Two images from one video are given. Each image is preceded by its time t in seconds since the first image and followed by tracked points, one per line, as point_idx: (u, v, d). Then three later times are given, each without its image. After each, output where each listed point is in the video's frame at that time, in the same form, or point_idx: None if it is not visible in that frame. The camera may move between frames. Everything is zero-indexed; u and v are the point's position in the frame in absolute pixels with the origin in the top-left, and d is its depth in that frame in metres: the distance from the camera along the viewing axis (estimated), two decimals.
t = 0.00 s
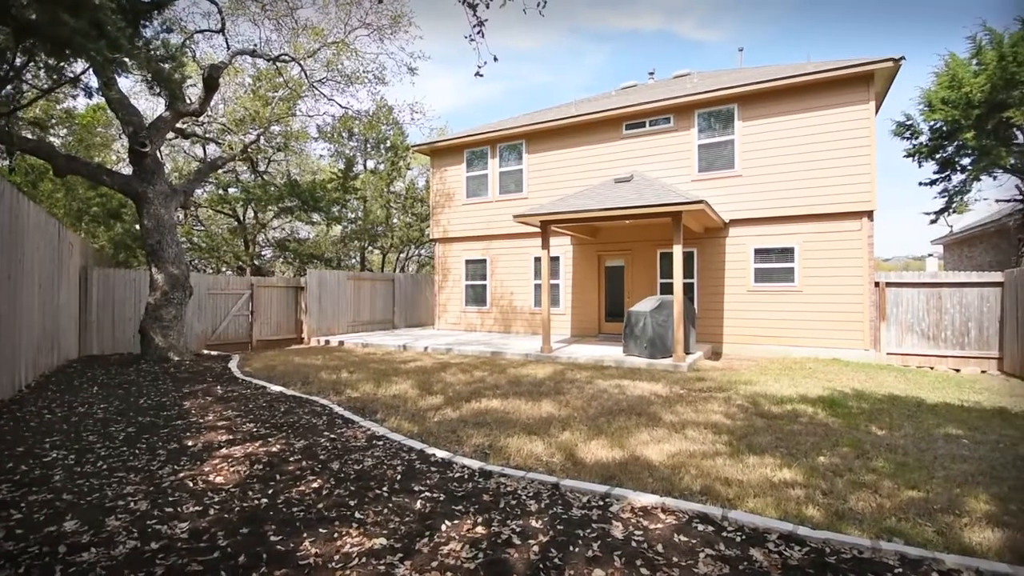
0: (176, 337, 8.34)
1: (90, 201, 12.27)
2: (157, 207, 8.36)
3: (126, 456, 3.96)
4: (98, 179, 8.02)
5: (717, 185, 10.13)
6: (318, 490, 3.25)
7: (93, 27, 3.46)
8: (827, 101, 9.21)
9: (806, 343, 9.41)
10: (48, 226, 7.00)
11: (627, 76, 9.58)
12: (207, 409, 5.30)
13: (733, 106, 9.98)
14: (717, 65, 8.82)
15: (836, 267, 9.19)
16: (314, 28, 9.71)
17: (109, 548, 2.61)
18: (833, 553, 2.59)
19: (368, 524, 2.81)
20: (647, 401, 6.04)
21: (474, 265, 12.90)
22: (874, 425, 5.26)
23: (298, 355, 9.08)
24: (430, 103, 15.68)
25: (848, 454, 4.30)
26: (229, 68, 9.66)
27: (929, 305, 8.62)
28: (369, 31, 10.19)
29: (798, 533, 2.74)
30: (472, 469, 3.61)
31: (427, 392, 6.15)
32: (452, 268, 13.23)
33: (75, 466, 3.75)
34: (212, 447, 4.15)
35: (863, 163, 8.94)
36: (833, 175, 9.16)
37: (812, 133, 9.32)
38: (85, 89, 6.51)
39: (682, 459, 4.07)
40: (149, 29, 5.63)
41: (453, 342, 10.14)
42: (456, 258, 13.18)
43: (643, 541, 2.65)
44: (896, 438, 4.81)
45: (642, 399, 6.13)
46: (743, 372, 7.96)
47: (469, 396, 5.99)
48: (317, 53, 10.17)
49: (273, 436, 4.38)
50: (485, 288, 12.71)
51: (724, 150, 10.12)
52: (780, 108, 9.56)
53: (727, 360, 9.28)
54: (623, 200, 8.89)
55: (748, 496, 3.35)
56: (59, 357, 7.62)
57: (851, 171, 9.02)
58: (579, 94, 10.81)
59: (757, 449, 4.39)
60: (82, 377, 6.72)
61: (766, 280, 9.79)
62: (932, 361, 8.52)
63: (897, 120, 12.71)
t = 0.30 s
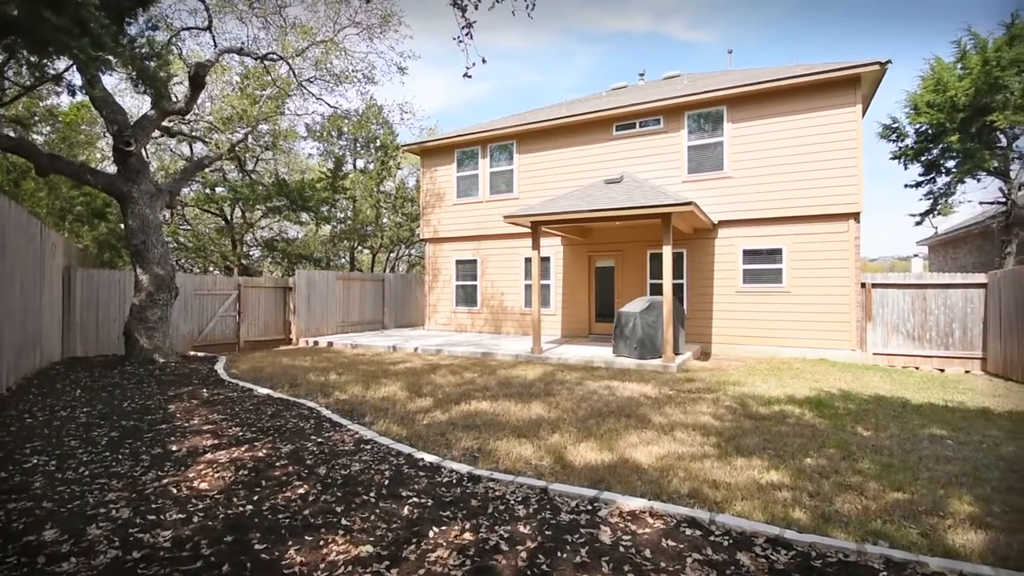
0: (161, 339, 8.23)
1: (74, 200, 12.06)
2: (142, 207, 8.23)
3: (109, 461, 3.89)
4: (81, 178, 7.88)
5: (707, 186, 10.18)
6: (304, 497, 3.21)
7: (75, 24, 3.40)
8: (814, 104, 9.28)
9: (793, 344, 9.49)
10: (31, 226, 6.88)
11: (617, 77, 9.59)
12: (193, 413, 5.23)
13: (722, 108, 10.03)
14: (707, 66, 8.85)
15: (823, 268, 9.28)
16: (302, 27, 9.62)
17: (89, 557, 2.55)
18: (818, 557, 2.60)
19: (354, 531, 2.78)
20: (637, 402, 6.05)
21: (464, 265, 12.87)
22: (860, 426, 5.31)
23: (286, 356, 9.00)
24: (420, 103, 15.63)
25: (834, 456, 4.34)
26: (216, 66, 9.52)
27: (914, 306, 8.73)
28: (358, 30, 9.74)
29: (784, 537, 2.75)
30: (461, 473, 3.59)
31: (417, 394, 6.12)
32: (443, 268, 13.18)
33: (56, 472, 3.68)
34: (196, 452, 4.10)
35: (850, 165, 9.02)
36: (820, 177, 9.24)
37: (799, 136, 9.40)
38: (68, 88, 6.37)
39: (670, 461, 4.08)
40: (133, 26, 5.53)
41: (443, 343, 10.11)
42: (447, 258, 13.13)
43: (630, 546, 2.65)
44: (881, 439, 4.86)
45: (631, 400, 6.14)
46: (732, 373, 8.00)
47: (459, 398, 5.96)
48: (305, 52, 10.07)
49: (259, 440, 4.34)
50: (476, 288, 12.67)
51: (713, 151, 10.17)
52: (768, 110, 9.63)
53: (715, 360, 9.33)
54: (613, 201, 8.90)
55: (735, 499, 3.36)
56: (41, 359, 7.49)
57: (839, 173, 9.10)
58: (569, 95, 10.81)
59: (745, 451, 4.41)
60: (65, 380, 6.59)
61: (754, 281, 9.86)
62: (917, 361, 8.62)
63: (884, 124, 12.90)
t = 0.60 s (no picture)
0: (146, 340, 8.12)
1: (56, 199, 11.82)
2: (126, 207, 8.11)
3: (90, 468, 3.82)
4: (63, 177, 7.73)
5: (696, 187, 10.23)
6: (289, 504, 3.18)
7: (56, 22, 3.34)
8: (802, 107, 9.35)
9: (781, 344, 9.56)
10: (12, 226, 6.76)
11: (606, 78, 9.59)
12: (177, 417, 5.16)
13: (710, 110, 10.09)
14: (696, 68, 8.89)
15: (811, 269, 9.36)
16: (290, 25, 9.53)
17: (68, 568, 2.50)
18: (804, 561, 2.62)
19: (340, 539, 2.75)
20: (626, 404, 6.06)
21: (454, 266, 12.83)
22: (846, 426, 5.36)
23: (273, 358, 8.91)
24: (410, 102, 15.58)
25: (820, 457, 4.37)
26: (202, 64, 9.38)
27: (899, 307, 8.84)
28: (347, 29, 9.64)
29: (770, 541, 2.77)
30: (449, 478, 3.57)
31: (406, 396, 6.08)
32: (433, 269, 13.12)
33: (35, 479, 3.60)
34: (180, 458, 4.04)
35: (836, 168, 9.10)
36: (807, 179, 9.32)
37: (787, 139, 9.48)
38: (49, 87, 6.25)
39: (659, 464, 4.09)
40: (116, 23, 5.43)
41: (433, 344, 10.07)
42: (437, 258, 13.08)
43: (618, 552, 2.65)
44: (867, 440, 4.91)
45: (621, 402, 6.15)
46: (720, 374, 8.04)
47: (448, 400, 5.93)
48: (293, 50, 9.99)
49: (245, 445, 4.29)
50: (466, 289, 12.64)
51: (702, 153, 10.22)
52: (756, 112, 9.70)
53: (704, 361, 9.37)
54: (602, 202, 8.91)
55: (723, 502, 3.38)
56: (23, 361, 7.37)
57: (825, 175, 9.18)
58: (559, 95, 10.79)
59: (733, 453, 4.44)
60: (46, 383, 6.46)
61: (742, 282, 9.93)
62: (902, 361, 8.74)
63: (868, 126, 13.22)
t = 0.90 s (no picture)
0: (130, 343, 8.01)
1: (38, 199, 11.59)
2: (110, 207, 7.99)
3: (71, 475, 3.75)
4: (44, 176, 7.59)
5: (685, 189, 10.28)
6: (274, 512, 3.15)
7: (38, 21, 3.29)
8: (789, 110, 9.43)
9: (769, 345, 9.63)
10: None
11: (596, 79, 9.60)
12: (161, 422, 5.09)
13: (699, 112, 10.14)
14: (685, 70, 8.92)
15: (798, 271, 9.44)
16: (278, 23, 9.44)
17: None
18: (790, 566, 2.63)
19: (326, 547, 2.73)
20: (615, 406, 6.07)
21: (444, 266, 12.79)
22: (832, 428, 5.41)
23: (261, 360, 8.81)
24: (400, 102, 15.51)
25: (806, 460, 4.41)
26: (188, 62, 9.24)
27: (885, 309, 8.95)
28: (336, 28, 9.62)
29: (757, 545, 2.78)
30: (436, 483, 3.55)
31: (394, 399, 6.04)
32: (422, 269, 13.07)
33: (13, 487, 3.53)
34: (164, 464, 3.99)
35: (822, 170, 9.19)
36: (794, 181, 9.40)
37: (774, 142, 9.55)
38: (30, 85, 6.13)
39: (647, 467, 4.10)
40: (99, 20, 5.34)
41: (422, 345, 10.03)
42: (426, 259, 13.02)
43: (605, 558, 2.65)
44: (853, 441, 4.96)
45: (610, 404, 6.16)
46: (708, 375, 8.09)
47: (437, 403, 5.90)
48: (281, 48, 9.91)
49: (230, 450, 4.25)
50: (456, 289, 12.61)
51: (690, 154, 10.27)
52: (744, 114, 9.76)
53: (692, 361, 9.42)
54: (592, 203, 8.92)
55: (710, 506, 3.39)
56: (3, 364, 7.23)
57: (812, 177, 9.26)
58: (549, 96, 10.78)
59: (720, 455, 4.47)
60: (26, 386, 6.34)
61: (731, 283, 10.00)
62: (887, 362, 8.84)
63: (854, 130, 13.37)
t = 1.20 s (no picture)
0: (113, 345, 7.88)
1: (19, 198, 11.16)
2: (93, 207, 7.85)
3: (51, 482, 3.68)
4: (25, 175, 7.44)
5: (674, 191, 10.33)
6: (259, 520, 3.11)
7: (17, 19, 3.22)
8: (775, 113, 9.52)
9: (757, 345, 9.70)
10: None
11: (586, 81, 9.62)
12: (145, 427, 5.02)
13: (688, 115, 10.19)
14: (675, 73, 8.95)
15: (785, 272, 9.53)
16: (265, 22, 9.34)
17: None
18: (775, 571, 2.65)
19: (311, 556, 2.70)
20: (604, 408, 6.08)
21: (433, 267, 12.75)
22: (818, 429, 5.47)
23: (247, 362, 8.72)
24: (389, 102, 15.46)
25: (792, 462, 4.44)
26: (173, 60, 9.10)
27: (870, 310, 9.06)
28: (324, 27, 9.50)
29: (743, 551, 2.80)
30: (423, 489, 3.53)
31: (383, 402, 6.00)
32: (412, 270, 13.01)
33: None
34: (147, 471, 3.94)
35: (809, 173, 9.27)
36: (781, 184, 9.48)
37: (761, 144, 9.63)
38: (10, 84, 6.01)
39: (634, 471, 4.11)
40: (81, 17, 5.25)
41: (411, 347, 9.99)
42: (416, 259, 12.96)
43: (592, 565, 2.65)
44: (838, 443, 5.01)
45: (598, 406, 6.17)
46: (696, 376, 8.14)
47: (426, 406, 5.87)
48: (268, 47, 9.81)
49: (214, 457, 4.21)
50: (446, 290, 12.57)
51: (679, 157, 10.32)
52: (733, 117, 9.83)
53: (681, 362, 9.46)
54: (581, 205, 8.93)
55: (697, 510, 3.41)
56: None
57: (799, 180, 9.35)
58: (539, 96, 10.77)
59: (707, 458, 4.50)
60: (5, 390, 6.20)
61: (719, 284, 10.06)
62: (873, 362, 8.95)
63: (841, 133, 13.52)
